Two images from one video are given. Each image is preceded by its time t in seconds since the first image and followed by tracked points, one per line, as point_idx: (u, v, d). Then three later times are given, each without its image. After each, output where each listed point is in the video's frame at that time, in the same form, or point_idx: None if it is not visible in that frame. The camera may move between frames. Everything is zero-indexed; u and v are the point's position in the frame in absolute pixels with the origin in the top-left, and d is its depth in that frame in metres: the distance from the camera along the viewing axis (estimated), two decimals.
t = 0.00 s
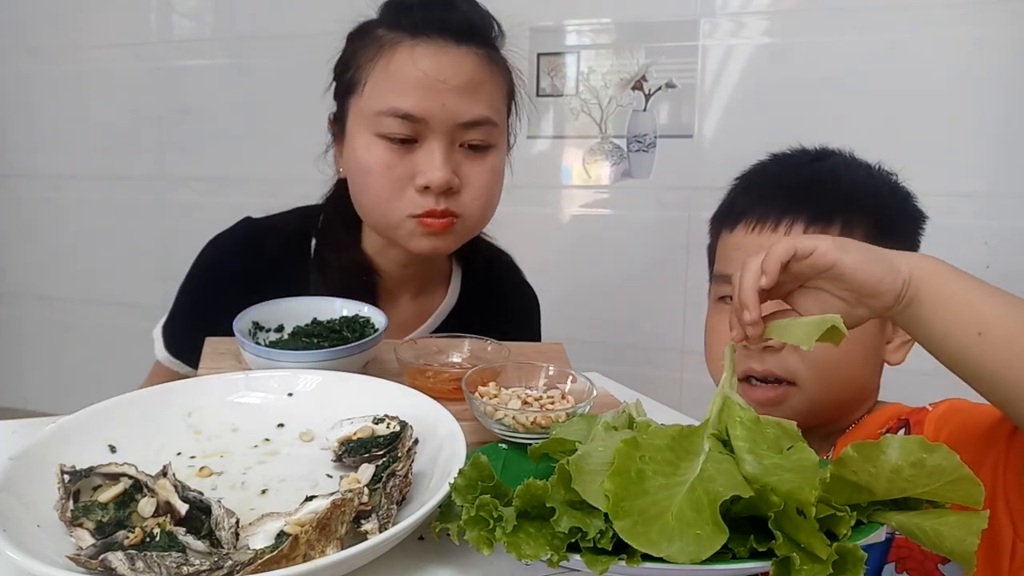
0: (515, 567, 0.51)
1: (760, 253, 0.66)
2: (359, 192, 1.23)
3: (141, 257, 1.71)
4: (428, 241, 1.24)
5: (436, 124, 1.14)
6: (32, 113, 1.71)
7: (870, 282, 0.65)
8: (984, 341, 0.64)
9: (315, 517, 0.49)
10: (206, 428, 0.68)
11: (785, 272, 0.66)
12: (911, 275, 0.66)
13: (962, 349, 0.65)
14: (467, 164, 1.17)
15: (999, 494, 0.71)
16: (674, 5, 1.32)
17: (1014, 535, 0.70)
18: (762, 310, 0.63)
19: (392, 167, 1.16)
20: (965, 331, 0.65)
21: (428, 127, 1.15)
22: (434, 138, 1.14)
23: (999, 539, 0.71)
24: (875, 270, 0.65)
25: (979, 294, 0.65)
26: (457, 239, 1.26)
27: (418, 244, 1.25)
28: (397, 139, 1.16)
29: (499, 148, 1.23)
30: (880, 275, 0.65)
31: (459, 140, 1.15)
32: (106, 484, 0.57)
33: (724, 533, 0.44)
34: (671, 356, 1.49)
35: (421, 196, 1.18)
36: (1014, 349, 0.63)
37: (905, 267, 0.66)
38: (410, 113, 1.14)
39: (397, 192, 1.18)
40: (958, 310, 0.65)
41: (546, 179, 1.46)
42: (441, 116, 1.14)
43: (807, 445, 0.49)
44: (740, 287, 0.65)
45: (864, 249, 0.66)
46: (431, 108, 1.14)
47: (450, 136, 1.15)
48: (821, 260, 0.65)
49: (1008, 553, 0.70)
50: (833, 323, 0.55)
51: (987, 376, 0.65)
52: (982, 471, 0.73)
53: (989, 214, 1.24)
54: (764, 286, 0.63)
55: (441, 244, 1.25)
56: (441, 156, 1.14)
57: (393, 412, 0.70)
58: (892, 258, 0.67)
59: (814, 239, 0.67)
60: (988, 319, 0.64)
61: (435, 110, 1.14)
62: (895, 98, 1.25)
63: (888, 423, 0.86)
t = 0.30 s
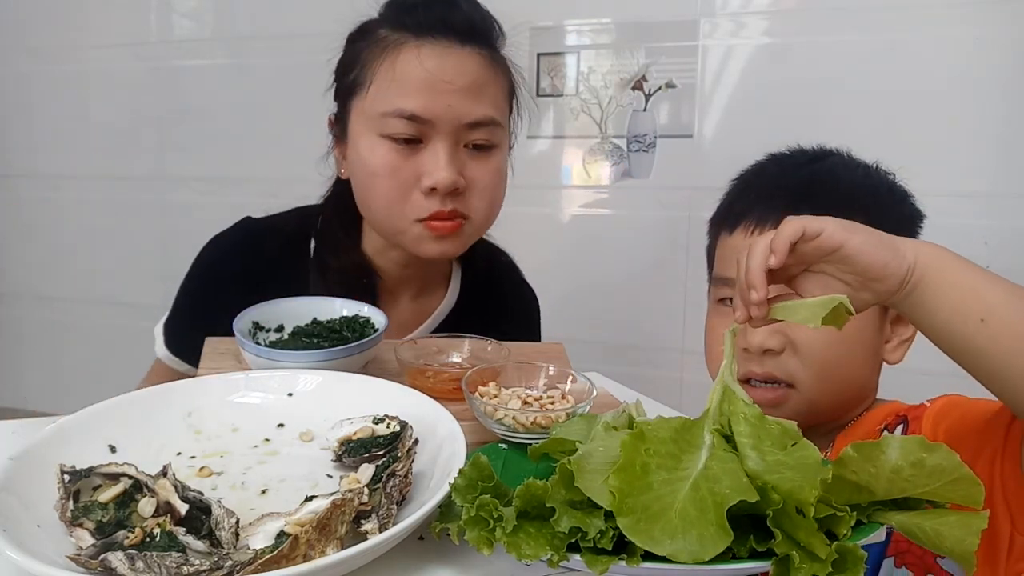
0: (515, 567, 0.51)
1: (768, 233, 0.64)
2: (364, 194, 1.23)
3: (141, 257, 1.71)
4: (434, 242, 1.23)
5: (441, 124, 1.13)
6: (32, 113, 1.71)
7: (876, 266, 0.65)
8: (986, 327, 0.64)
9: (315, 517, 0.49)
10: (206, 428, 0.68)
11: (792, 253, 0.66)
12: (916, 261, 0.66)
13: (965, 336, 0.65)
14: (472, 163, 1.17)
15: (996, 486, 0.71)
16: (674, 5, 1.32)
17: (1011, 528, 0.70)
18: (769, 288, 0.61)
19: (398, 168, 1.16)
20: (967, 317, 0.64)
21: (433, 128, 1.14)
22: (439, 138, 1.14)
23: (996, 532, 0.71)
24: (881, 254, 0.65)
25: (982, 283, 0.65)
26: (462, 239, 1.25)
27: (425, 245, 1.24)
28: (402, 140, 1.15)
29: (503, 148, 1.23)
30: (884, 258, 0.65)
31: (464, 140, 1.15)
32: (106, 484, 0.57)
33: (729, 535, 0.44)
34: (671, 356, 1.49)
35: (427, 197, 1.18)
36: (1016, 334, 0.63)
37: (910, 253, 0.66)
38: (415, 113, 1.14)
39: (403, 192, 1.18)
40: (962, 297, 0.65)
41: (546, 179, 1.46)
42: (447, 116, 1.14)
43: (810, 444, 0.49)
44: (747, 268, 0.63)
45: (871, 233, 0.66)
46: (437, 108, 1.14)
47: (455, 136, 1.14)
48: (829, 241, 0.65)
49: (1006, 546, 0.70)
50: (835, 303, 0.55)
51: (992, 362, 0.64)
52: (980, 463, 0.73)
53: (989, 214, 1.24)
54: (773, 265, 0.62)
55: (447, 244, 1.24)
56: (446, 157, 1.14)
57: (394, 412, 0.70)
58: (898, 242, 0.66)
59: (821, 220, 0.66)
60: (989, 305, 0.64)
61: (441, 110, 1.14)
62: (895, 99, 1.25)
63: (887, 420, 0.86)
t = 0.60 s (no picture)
0: (515, 567, 0.51)
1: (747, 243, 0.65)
2: (363, 194, 1.23)
3: (142, 257, 1.71)
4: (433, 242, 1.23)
5: (440, 124, 1.13)
6: (32, 113, 1.71)
7: (858, 271, 0.65)
8: (969, 329, 0.63)
9: (315, 516, 0.49)
10: (206, 428, 0.68)
11: (774, 262, 0.66)
12: (896, 266, 0.65)
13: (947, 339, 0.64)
14: (471, 163, 1.17)
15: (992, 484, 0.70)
16: (674, 5, 1.32)
17: (1007, 526, 0.70)
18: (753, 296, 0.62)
19: (397, 167, 1.16)
20: (948, 319, 0.64)
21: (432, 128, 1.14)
22: (439, 138, 1.14)
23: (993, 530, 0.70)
24: (861, 260, 0.65)
25: (964, 285, 0.64)
26: (460, 238, 1.25)
27: (423, 244, 1.24)
28: (401, 139, 1.15)
29: (502, 148, 1.23)
30: (864, 265, 0.65)
31: (463, 140, 1.15)
32: (106, 484, 0.57)
33: (732, 521, 0.44)
34: (671, 356, 1.49)
35: (426, 196, 1.18)
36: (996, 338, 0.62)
37: (891, 259, 0.66)
38: (414, 113, 1.14)
39: (402, 191, 1.18)
40: (941, 298, 0.64)
41: (546, 179, 1.46)
42: (446, 117, 1.14)
43: (808, 435, 0.49)
44: (729, 275, 0.64)
45: (851, 240, 0.66)
46: (436, 108, 1.14)
47: (454, 136, 1.14)
48: (808, 249, 0.65)
49: (1001, 547, 0.70)
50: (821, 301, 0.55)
51: (976, 366, 0.63)
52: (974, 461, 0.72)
53: (989, 214, 1.24)
54: (755, 273, 0.62)
55: (446, 243, 1.24)
56: (445, 156, 1.14)
57: (394, 412, 0.70)
58: (875, 248, 0.66)
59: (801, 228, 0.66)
60: (972, 307, 0.63)
61: (439, 110, 1.14)
62: (895, 98, 1.25)
63: (885, 418, 0.86)
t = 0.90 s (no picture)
0: (515, 568, 0.51)
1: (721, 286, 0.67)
2: (354, 187, 1.23)
3: (142, 257, 1.71)
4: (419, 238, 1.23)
5: (426, 122, 1.14)
6: (32, 113, 1.71)
7: (833, 301, 0.66)
8: (945, 351, 0.64)
9: (315, 516, 0.49)
10: (206, 428, 0.68)
11: (750, 299, 0.67)
12: (872, 291, 0.66)
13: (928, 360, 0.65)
14: (457, 160, 1.17)
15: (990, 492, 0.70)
16: (674, 4, 1.32)
17: (1004, 529, 0.70)
18: (732, 336, 0.63)
19: (383, 163, 1.16)
20: (925, 341, 0.64)
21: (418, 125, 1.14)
22: (424, 134, 1.14)
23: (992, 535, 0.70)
24: (836, 290, 0.66)
25: (942, 308, 0.65)
26: (447, 235, 1.24)
27: (409, 238, 1.24)
28: (388, 136, 1.15)
29: (492, 146, 1.22)
30: (839, 295, 0.66)
31: (449, 137, 1.15)
32: (106, 484, 0.57)
33: (732, 490, 0.45)
34: (671, 357, 1.49)
35: (411, 192, 1.18)
36: (976, 357, 0.62)
37: (866, 284, 0.67)
38: (401, 109, 1.14)
39: (387, 186, 1.18)
40: (917, 319, 0.65)
41: (546, 179, 1.46)
42: (431, 114, 1.14)
43: (802, 430, 0.49)
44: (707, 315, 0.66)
45: (824, 270, 0.67)
46: (421, 105, 1.14)
47: (439, 132, 1.14)
48: (783, 284, 0.66)
49: (1000, 549, 0.70)
50: (798, 319, 0.58)
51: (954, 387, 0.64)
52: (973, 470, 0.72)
53: (989, 214, 1.25)
54: (729, 315, 0.64)
55: (431, 238, 1.23)
56: (430, 153, 1.14)
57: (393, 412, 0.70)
58: (852, 277, 0.67)
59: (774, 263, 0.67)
60: (948, 330, 0.64)
61: (425, 108, 1.14)
62: (895, 98, 1.25)
63: (887, 420, 0.86)
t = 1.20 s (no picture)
0: (516, 567, 0.51)
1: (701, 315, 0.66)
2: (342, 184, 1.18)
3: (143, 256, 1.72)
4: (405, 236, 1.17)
5: (410, 113, 1.09)
6: (33, 113, 1.71)
7: (816, 323, 0.65)
8: (928, 369, 0.63)
9: (315, 517, 0.49)
10: (206, 428, 0.68)
11: (733, 324, 0.66)
12: (854, 311, 0.65)
13: (911, 379, 0.64)
14: (442, 154, 1.11)
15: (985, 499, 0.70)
16: (675, 4, 1.31)
17: (1003, 532, 0.70)
18: (718, 361, 0.64)
19: (367, 156, 1.12)
20: (907, 359, 0.64)
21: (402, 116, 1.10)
22: (408, 127, 1.10)
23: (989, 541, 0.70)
24: (817, 313, 0.65)
25: (924, 324, 0.64)
26: (434, 234, 1.18)
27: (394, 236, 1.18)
28: (373, 128, 1.11)
29: (482, 141, 1.16)
30: (821, 318, 0.65)
31: (433, 130, 1.10)
32: (106, 484, 0.57)
33: (728, 476, 0.45)
34: (670, 356, 1.50)
35: (395, 186, 1.12)
36: (959, 375, 0.62)
37: (848, 302, 0.66)
38: (385, 101, 1.10)
39: (371, 180, 1.13)
40: (898, 336, 0.64)
41: (546, 179, 1.46)
42: (416, 105, 1.09)
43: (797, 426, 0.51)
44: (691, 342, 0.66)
45: (804, 292, 0.66)
46: (406, 96, 1.10)
47: (424, 125, 1.10)
48: (764, 309, 0.65)
49: (1000, 552, 0.71)
50: (779, 338, 0.58)
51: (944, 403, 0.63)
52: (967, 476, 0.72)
53: (989, 214, 1.25)
54: (711, 344, 0.63)
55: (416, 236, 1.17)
56: (414, 145, 1.09)
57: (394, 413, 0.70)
58: (832, 296, 0.66)
59: (754, 288, 0.66)
60: (930, 346, 0.63)
61: (410, 99, 1.10)
62: (895, 98, 1.25)
63: (892, 421, 0.85)
